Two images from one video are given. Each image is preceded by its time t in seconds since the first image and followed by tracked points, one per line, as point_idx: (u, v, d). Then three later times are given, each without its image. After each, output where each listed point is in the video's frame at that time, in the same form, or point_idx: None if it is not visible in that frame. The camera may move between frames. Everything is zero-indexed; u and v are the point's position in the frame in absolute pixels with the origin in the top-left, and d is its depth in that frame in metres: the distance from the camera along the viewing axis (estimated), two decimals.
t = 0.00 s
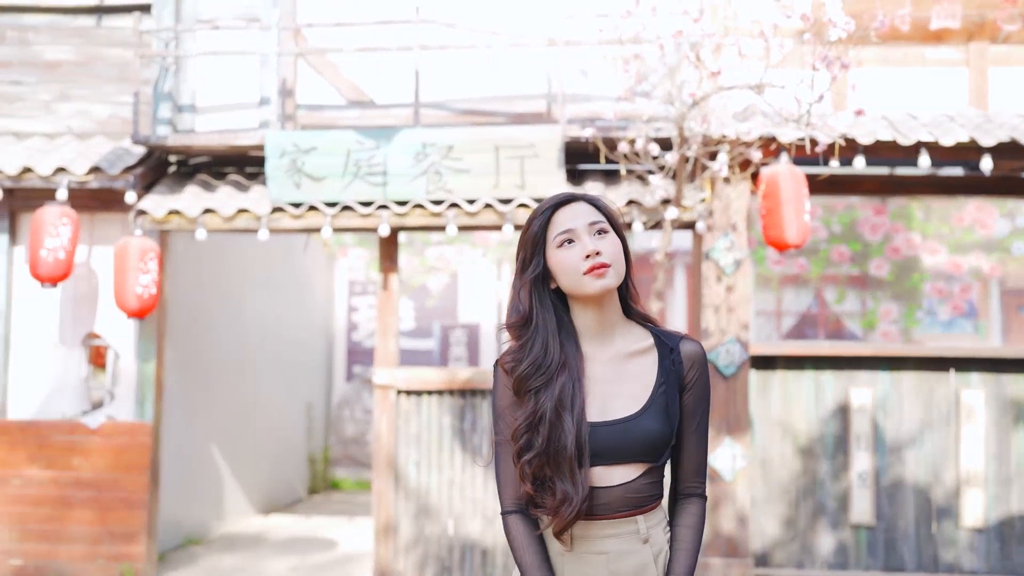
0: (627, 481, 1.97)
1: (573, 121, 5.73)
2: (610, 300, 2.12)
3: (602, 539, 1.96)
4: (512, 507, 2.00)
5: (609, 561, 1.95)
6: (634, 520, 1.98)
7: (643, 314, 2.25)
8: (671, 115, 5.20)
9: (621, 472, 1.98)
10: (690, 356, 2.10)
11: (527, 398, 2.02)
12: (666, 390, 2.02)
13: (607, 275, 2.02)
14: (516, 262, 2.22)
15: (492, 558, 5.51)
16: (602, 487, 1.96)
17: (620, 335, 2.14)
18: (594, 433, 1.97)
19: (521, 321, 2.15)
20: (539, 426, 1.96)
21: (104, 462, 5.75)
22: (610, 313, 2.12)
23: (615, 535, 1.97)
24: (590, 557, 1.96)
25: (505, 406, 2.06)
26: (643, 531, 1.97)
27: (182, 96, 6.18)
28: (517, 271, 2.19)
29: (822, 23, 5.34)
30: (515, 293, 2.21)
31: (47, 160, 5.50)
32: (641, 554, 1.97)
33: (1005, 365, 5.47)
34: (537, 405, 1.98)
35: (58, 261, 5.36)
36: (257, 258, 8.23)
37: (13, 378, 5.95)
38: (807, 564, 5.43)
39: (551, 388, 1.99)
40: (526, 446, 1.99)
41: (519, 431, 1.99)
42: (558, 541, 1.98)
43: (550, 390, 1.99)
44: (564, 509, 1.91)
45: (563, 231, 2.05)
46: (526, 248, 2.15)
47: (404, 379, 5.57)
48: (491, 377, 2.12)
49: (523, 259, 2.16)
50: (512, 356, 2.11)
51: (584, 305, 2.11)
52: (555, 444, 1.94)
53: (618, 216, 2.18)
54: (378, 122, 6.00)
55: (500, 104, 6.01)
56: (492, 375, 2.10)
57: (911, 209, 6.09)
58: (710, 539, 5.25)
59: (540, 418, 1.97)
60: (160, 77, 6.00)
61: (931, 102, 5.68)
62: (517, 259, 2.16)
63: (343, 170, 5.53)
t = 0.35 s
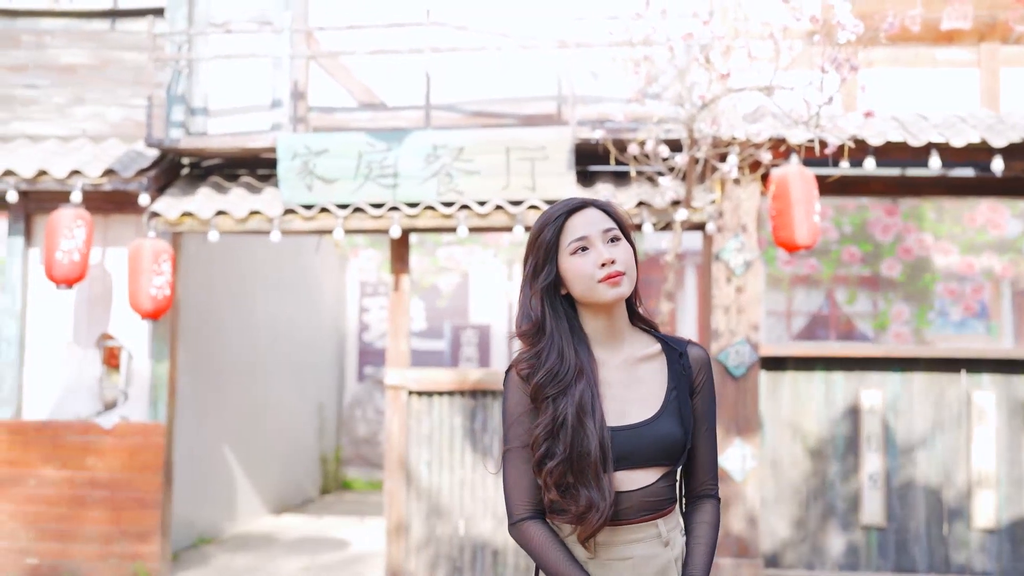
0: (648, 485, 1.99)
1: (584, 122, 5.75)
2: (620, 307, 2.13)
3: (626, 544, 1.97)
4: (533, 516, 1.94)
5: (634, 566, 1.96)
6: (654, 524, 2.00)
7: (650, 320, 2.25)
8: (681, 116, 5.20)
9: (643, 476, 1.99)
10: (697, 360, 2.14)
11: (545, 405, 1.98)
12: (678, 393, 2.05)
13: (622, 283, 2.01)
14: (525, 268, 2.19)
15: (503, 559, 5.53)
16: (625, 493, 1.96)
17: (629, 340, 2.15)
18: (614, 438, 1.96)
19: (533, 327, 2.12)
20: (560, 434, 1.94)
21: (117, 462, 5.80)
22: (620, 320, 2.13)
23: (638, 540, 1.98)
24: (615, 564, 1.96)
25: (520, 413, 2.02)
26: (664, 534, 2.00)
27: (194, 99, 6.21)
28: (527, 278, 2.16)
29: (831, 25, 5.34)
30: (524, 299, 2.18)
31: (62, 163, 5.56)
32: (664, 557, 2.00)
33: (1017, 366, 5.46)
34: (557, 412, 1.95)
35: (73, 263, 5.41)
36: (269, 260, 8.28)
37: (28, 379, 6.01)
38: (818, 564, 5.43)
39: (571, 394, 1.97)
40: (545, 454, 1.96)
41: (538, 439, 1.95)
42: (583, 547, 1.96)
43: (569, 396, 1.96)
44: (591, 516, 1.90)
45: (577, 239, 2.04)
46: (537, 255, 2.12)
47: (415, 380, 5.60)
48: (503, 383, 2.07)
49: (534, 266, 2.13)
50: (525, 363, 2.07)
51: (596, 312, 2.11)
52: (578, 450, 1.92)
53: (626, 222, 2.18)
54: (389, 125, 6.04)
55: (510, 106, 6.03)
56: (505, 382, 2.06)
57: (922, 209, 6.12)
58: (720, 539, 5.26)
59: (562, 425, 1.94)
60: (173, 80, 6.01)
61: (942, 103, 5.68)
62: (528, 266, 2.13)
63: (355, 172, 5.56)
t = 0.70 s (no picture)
0: (663, 486, 1.97)
1: (590, 124, 5.77)
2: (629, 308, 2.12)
3: (641, 548, 1.95)
4: (547, 517, 1.88)
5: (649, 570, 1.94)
6: (668, 527, 1.98)
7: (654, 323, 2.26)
8: (686, 117, 5.21)
9: (658, 477, 1.97)
10: (705, 361, 2.17)
11: (557, 405, 1.94)
12: (689, 393, 2.06)
13: (634, 285, 1.99)
14: (533, 268, 2.15)
15: (509, 559, 5.55)
16: (639, 494, 1.94)
17: (637, 342, 2.14)
18: (628, 438, 1.94)
19: (543, 327, 2.08)
20: (575, 434, 1.90)
21: (126, 462, 5.85)
22: (629, 321, 2.12)
23: (652, 543, 1.96)
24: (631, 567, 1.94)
25: (530, 414, 1.96)
26: (678, 538, 1.97)
27: (202, 101, 6.27)
28: (536, 277, 2.12)
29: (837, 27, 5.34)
30: (532, 300, 2.14)
31: (71, 165, 5.61)
32: (678, 560, 1.96)
33: None
34: (571, 412, 1.91)
35: (84, 264, 5.45)
36: (276, 260, 8.31)
37: (38, 379, 6.05)
38: (824, 565, 5.44)
39: (585, 394, 1.93)
40: (559, 455, 1.91)
41: (552, 440, 1.91)
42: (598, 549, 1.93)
43: (583, 396, 1.92)
44: (609, 518, 1.86)
45: (589, 239, 2.01)
46: (547, 254, 2.09)
47: (422, 380, 5.62)
48: (512, 383, 2.02)
49: (544, 265, 2.10)
50: (535, 363, 2.02)
51: (604, 313, 2.09)
52: (594, 450, 1.88)
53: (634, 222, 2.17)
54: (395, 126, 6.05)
55: (517, 107, 6.06)
56: (515, 381, 2.00)
57: (930, 210, 6.09)
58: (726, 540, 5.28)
59: (576, 425, 1.90)
60: (181, 82, 6.14)
61: (949, 104, 5.68)
62: (538, 265, 2.09)
63: (362, 173, 5.60)
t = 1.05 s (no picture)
0: (674, 487, 1.98)
1: (592, 124, 5.78)
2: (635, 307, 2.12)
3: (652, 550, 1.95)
4: (558, 518, 1.87)
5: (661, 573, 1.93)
6: (678, 529, 1.98)
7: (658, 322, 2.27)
8: (687, 118, 5.22)
9: (669, 478, 1.97)
10: (712, 361, 2.18)
11: (567, 404, 1.93)
12: (697, 393, 2.07)
13: (643, 282, 2.00)
14: (540, 264, 2.15)
15: (511, 558, 5.56)
16: (652, 495, 1.94)
17: (643, 341, 2.15)
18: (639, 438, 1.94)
19: (550, 325, 2.08)
20: (586, 433, 1.89)
21: (129, 462, 5.87)
22: (635, 320, 2.12)
23: (664, 546, 1.96)
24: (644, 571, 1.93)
25: (539, 414, 1.95)
26: (689, 540, 1.98)
27: (205, 102, 6.28)
28: (543, 274, 2.12)
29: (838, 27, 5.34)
30: (539, 297, 2.14)
31: (74, 165, 5.63)
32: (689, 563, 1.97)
33: None
34: (581, 411, 1.90)
35: (87, 265, 5.47)
36: (279, 260, 8.33)
37: (41, 379, 6.07)
38: (825, 565, 5.45)
39: (594, 393, 1.93)
40: (569, 455, 1.90)
41: (562, 440, 1.89)
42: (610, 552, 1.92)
43: (593, 395, 1.92)
44: (621, 516, 1.84)
45: (598, 236, 2.02)
46: (555, 250, 2.08)
47: (424, 381, 5.63)
48: (520, 384, 2.01)
49: (551, 261, 2.09)
50: (542, 362, 2.02)
51: (612, 311, 2.10)
52: (605, 449, 1.88)
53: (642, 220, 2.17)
54: (397, 126, 6.06)
55: (519, 108, 6.07)
56: (523, 381, 2.00)
57: (933, 210, 6.13)
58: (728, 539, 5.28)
59: (587, 424, 1.89)
60: (184, 82, 6.09)
61: (950, 104, 5.68)
62: (545, 262, 2.09)
63: (364, 174, 5.61)
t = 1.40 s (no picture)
0: (683, 489, 2.00)
1: (591, 125, 5.79)
2: (641, 307, 2.13)
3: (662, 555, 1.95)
4: (570, 521, 1.87)
5: None
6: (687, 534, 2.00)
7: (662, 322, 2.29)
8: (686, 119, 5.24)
9: (678, 479, 1.99)
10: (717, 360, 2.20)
11: (575, 404, 1.93)
12: (702, 392, 2.09)
13: (651, 281, 2.00)
14: (546, 262, 2.14)
15: (511, 558, 5.57)
16: (662, 498, 1.96)
17: (648, 341, 2.17)
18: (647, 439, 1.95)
19: (558, 323, 2.07)
20: (595, 434, 1.89)
21: (129, 462, 5.88)
22: (641, 320, 2.13)
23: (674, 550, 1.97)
24: None
25: (547, 415, 1.95)
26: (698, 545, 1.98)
27: (205, 103, 6.28)
28: (549, 272, 2.11)
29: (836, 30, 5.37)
30: (545, 295, 2.13)
31: (75, 166, 5.64)
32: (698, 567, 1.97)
33: None
34: (590, 411, 1.90)
35: (88, 265, 5.49)
36: (279, 260, 8.35)
37: (41, 379, 6.08)
38: (824, 565, 5.45)
39: (603, 393, 1.93)
40: (579, 456, 1.90)
41: (571, 441, 1.89)
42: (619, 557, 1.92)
43: (601, 396, 1.92)
44: (635, 516, 1.82)
45: (607, 233, 2.02)
46: (563, 248, 2.08)
47: (424, 381, 5.65)
48: (527, 385, 2.00)
49: (558, 259, 2.09)
50: (549, 362, 2.01)
51: (618, 310, 2.10)
52: (614, 449, 1.88)
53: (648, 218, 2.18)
54: (397, 127, 6.07)
55: (519, 109, 6.08)
56: (531, 383, 1.98)
57: (932, 210, 6.13)
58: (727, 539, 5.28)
59: (595, 424, 1.89)
60: (184, 83, 6.13)
61: (949, 105, 5.69)
62: (553, 259, 2.09)
63: (364, 175, 5.62)
